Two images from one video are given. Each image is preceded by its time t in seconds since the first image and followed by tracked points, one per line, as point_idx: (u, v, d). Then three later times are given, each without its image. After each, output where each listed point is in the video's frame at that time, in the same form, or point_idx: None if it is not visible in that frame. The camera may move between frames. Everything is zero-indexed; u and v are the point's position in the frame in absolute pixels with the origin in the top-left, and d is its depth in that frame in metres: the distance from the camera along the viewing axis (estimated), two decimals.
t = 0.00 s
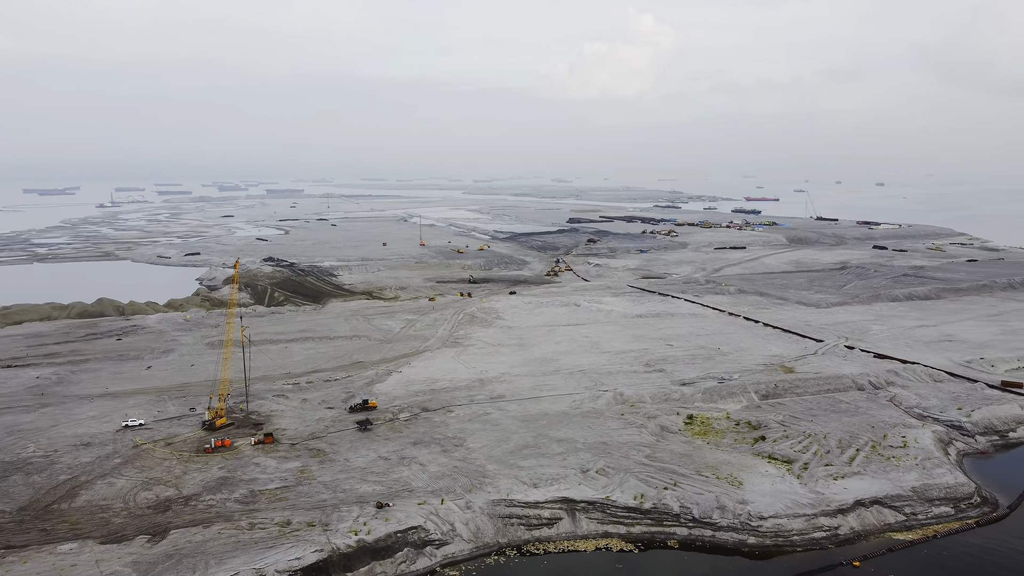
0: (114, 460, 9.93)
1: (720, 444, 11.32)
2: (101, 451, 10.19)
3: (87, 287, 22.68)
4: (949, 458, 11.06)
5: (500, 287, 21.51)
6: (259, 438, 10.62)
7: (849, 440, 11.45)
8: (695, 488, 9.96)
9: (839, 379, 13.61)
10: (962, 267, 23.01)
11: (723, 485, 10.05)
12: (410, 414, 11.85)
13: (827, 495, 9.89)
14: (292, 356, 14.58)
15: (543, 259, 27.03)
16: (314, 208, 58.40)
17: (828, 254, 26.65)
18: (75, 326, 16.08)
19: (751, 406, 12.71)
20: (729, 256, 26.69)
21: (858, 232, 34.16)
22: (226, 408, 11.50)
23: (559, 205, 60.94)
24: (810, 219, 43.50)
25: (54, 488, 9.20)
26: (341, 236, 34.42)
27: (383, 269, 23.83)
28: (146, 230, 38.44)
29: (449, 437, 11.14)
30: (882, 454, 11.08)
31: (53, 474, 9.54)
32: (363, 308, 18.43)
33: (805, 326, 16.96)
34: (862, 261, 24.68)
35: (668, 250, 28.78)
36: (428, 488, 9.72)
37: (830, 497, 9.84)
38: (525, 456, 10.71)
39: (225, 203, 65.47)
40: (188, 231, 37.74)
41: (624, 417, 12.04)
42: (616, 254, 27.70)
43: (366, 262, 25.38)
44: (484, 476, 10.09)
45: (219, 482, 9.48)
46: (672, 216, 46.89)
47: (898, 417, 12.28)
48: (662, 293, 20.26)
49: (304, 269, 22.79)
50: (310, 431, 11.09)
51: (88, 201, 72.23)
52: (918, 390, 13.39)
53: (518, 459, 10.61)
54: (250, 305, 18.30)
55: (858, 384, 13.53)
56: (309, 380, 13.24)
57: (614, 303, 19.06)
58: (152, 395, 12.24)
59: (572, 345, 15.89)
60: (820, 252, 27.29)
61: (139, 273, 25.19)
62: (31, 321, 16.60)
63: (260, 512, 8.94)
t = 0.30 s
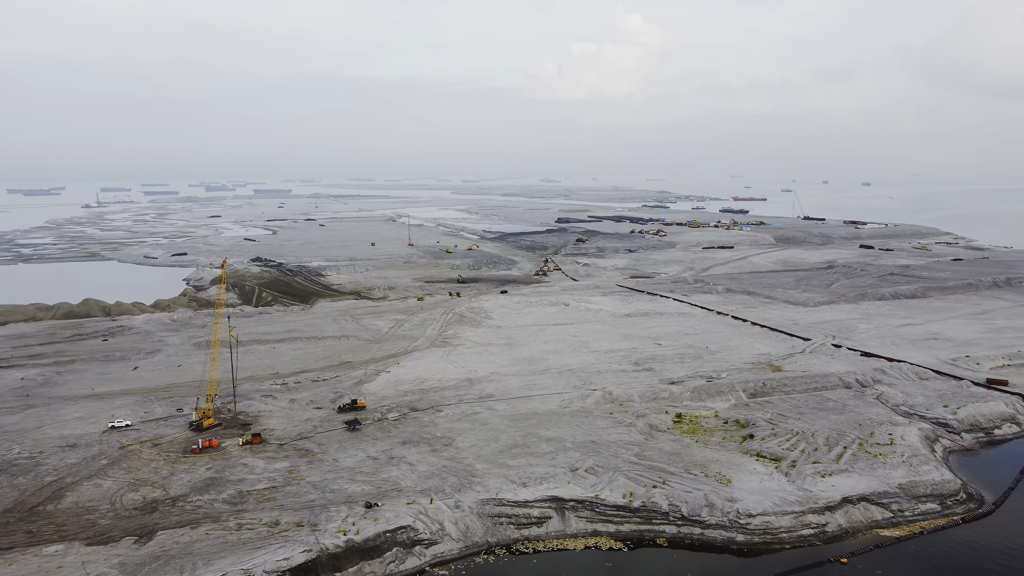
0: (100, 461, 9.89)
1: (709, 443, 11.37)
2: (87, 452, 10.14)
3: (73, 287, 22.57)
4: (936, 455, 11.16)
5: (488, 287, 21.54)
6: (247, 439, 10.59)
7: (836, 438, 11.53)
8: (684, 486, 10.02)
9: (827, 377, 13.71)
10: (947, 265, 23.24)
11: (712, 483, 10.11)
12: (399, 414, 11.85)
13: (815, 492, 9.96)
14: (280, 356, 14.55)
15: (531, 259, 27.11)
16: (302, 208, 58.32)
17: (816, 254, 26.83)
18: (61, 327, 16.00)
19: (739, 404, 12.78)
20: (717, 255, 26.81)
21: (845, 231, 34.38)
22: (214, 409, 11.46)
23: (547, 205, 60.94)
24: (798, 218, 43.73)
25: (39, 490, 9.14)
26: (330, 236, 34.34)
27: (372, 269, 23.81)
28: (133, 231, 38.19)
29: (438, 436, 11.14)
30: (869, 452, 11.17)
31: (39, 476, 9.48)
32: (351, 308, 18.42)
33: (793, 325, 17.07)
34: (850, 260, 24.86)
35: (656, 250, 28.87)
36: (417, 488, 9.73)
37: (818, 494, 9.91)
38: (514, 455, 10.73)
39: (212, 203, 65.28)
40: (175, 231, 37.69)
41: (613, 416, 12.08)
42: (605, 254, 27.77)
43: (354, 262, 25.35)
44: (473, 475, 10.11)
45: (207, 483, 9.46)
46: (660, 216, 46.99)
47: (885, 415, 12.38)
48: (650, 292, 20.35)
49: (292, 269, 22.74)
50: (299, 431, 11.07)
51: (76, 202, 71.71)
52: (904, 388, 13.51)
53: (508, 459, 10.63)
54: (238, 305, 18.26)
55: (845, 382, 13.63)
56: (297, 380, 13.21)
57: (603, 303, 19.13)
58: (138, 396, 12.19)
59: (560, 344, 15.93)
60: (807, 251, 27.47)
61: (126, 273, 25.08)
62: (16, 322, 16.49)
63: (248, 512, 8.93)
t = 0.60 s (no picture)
0: (87, 462, 9.84)
1: (698, 441, 11.43)
2: (73, 453, 10.09)
3: (59, 288, 22.44)
4: (922, 453, 11.26)
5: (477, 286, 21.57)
6: (235, 439, 10.57)
7: (824, 436, 11.62)
8: (673, 484, 10.07)
9: (815, 375, 13.80)
10: (933, 264, 23.46)
11: (701, 481, 10.16)
12: (388, 413, 11.86)
13: (803, 490, 10.03)
14: (269, 357, 14.51)
15: (520, 259, 27.16)
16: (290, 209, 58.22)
17: (803, 253, 27.02)
18: (47, 328, 15.91)
19: (728, 403, 12.85)
20: (706, 255, 26.94)
21: (832, 231, 34.63)
22: (202, 410, 11.43)
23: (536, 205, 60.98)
24: (785, 218, 43.98)
25: (24, 492, 9.09)
26: (318, 237, 34.27)
27: (360, 269, 23.80)
28: (119, 231, 37.93)
29: (427, 436, 11.15)
30: (857, 450, 11.26)
31: (24, 477, 9.42)
32: (340, 308, 18.41)
33: (781, 324, 17.18)
34: (837, 260, 25.06)
35: (645, 249, 28.97)
36: (406, 487, 9.74)
37: (806, 492, 9.98)
38: (503, 454, 10.76)
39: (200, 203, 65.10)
40: (162, 231, 37.60)
41: (602, 415, 12.12)
42: (595, 254, 27.83)
43: (343, 262, 25.32)
44: (463, 475, 10.13)
45: (194, 484, 9.43)
46: (649, 216, 47.11)
47: (872, 413, 12.48)
48: (639, 291, 20.44)
49: (281, 269, 22.70)
50: (287, 432, 11.05)
51: (63, 202, 71.38)
52: (891, 386, 13.63)
53: (497, 458, 10.66)
54: (226, 305, 18.21)
55: (833, 381, 13.73)
56: (286, 380, 13.19)
57: (591, 302, 19.19)
58: (125, 397, 12.14)
59: (549, 344, 15.97)
60: (795, 251, 27.65)
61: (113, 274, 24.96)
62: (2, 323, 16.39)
63: (236, 513, 8.90)
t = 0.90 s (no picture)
0: (73, 464, 9.79)
1: (687, 440, 11.49)
2: (60, 454, 10.04)
3: (44, 288, 22.31)
4: (909, 450, 11.36)
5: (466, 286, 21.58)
6: (223, 439, 10.55)
7: (812, 434, 11.70)
8: (662, 482, 10.12)
9: (803, 374, 13.89)
10: (920, 263, 23.67)
11: (690, 479, 10.22)
12: (377, 413, 11.85)
13: (791, 487, 10.10)
14: (257, 357, 14.48)
15: (509, 258, 27.18)
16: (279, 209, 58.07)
17: (791, 252, 27.20)
18: (32, 328, 15.82)
19: (717, 401, 12.92)
20: (694, 254, 27.06)
21: (820, 230, 34.85)
22: (189, 410, 11.39)
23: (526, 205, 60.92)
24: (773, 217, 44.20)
25: (9, 493, 9.03)
26: (307, 237, 34.18)
27: (349, 269, 23.78)
28: (107, 232, 37.68)
29: (416, 436, 11.16)
30: (845, 447, 11.34)
31: (9, 479, 9.36)
32: (329, 308, 18.39)
33: (769, 323, 17.28)
34: (825, 259, 25.23)
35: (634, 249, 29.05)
36: (396, 487, 9.74)
37: (794, 489, 10.04)
38: (493, 453, 10.78)
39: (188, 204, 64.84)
40: (149, 231, 37.45)
41: (591, 414, 12.16)
42: (584, 254, 27.89)
43: (332, 262, 25.27)
44: (452, 474, 10.14)
45: (182, 485, 9.40)
46: (639, 215, 47.21)
47: (860, 411, 12.58)
48: (628, 291, 20.50)
49: (269, 269, 22.64)
50: (276, 432, 11.04)
51: (50, 202, 70.93)
52: (878, 384, 13.74)
53: (486, 457, 10.68)
54: (214, 305, 18.16)
55: (821, 379, 13.83)
56: (274, 380, 13.16)
57: (580, 302, 19.24)
58: (112, 397, 12.09)
59: (539, 343, 16.01)
60: (783, 250, 27.82)
61: (99, 274, 24.83)
62: None
63: (224, 513, 8.88)
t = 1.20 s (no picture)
0: (59, 465, 9.74)
1: (676, 438, 11.55)
2: (46, 456, 9.98)
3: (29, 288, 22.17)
4: (896, 447, 11.45)
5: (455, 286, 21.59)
6: (210, 440, 10.53)
7: (801, 432, 11.78)
8: (651, 480, 10.16)
9: (791, 372, 13.98)
10: (906, 263, 23.87)
11: (679, 477, 10.27)
12: (366, 413, 11.85)
13: (779, 485, 10.16)
14: (245, 357, 14.44)
15: (498, 258, 27.20)
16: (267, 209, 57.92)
17: (779, 251, 27.37)
18: (18, 329, 15.72)
19: (705, 400, 12.99)
20: (683, 254, 27.17)
21: (808, 230, 35.09)
22: (177, 411, 11.36)
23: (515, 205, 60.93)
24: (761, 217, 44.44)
25: None
26: (296, 237, 34.09)
27: (337, 269, 23.75)
28: (93, 232, 37.43)
29: (405, 435, 11.16)
30: (833, 445, 11.43)
31: None
32: (318, 308, 18.36)
33: (757, 322, 17.38)
34: (812, 258, 25.40)
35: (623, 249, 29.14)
36: (385, 487, 9.75)
37: (783, 487, 10.10)
38: (482, 453, 10.79)
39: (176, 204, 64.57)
40: (136, 231, 37.29)
41: (581, 413, 12.19)
42: (574, 253, 27.94)
43: (320, 262, 25.22)
44: (442, 474, 10.15)
45: (169, 485, 9.37)
46: (628, 215, 47.31)
47: (847, 409, 12.68)
48: (617, 290, 20.56)
49: (257, 269, 22.58)
50: (264, 432, 11.01)
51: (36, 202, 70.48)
52: (866, 382, 13.85)
53: (476, 456, 10.69)
54: (201, 306, 18.10)
55: (809, 377, 13.92)
56: (262, 380, 13.13)
57: (569, 301, 19.29)
58: (98, 398, 12.03)
59: (528, 342, 16.05)
60: (771, 250, 27.99)
61: (85, 274, 24.69)
62: None
63: (212, 514, 8.86)
